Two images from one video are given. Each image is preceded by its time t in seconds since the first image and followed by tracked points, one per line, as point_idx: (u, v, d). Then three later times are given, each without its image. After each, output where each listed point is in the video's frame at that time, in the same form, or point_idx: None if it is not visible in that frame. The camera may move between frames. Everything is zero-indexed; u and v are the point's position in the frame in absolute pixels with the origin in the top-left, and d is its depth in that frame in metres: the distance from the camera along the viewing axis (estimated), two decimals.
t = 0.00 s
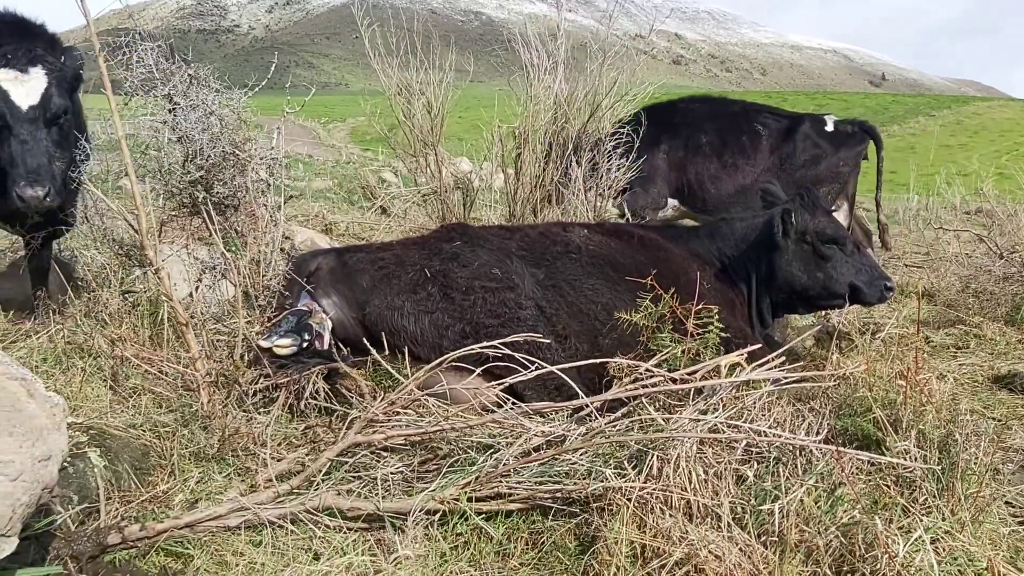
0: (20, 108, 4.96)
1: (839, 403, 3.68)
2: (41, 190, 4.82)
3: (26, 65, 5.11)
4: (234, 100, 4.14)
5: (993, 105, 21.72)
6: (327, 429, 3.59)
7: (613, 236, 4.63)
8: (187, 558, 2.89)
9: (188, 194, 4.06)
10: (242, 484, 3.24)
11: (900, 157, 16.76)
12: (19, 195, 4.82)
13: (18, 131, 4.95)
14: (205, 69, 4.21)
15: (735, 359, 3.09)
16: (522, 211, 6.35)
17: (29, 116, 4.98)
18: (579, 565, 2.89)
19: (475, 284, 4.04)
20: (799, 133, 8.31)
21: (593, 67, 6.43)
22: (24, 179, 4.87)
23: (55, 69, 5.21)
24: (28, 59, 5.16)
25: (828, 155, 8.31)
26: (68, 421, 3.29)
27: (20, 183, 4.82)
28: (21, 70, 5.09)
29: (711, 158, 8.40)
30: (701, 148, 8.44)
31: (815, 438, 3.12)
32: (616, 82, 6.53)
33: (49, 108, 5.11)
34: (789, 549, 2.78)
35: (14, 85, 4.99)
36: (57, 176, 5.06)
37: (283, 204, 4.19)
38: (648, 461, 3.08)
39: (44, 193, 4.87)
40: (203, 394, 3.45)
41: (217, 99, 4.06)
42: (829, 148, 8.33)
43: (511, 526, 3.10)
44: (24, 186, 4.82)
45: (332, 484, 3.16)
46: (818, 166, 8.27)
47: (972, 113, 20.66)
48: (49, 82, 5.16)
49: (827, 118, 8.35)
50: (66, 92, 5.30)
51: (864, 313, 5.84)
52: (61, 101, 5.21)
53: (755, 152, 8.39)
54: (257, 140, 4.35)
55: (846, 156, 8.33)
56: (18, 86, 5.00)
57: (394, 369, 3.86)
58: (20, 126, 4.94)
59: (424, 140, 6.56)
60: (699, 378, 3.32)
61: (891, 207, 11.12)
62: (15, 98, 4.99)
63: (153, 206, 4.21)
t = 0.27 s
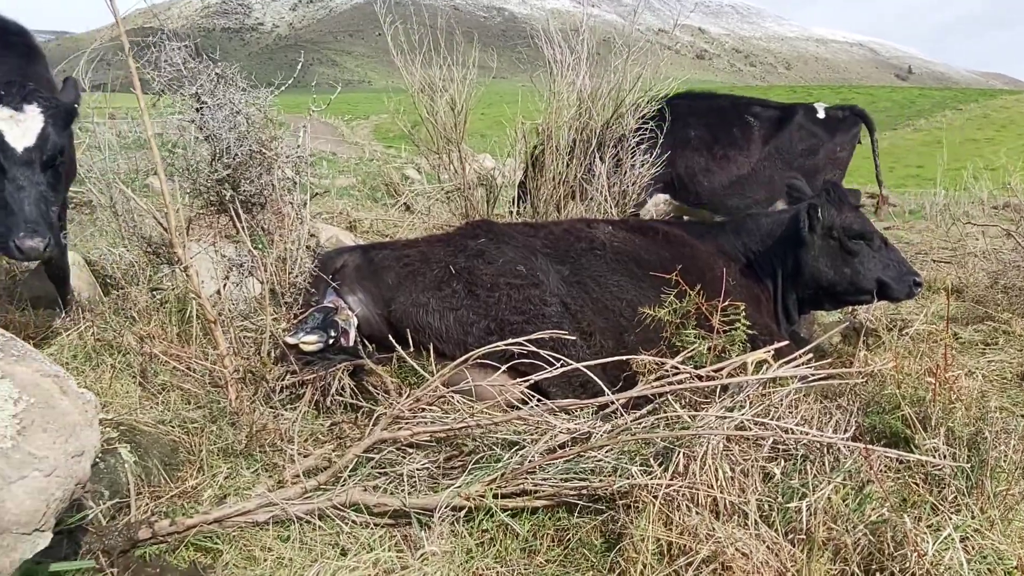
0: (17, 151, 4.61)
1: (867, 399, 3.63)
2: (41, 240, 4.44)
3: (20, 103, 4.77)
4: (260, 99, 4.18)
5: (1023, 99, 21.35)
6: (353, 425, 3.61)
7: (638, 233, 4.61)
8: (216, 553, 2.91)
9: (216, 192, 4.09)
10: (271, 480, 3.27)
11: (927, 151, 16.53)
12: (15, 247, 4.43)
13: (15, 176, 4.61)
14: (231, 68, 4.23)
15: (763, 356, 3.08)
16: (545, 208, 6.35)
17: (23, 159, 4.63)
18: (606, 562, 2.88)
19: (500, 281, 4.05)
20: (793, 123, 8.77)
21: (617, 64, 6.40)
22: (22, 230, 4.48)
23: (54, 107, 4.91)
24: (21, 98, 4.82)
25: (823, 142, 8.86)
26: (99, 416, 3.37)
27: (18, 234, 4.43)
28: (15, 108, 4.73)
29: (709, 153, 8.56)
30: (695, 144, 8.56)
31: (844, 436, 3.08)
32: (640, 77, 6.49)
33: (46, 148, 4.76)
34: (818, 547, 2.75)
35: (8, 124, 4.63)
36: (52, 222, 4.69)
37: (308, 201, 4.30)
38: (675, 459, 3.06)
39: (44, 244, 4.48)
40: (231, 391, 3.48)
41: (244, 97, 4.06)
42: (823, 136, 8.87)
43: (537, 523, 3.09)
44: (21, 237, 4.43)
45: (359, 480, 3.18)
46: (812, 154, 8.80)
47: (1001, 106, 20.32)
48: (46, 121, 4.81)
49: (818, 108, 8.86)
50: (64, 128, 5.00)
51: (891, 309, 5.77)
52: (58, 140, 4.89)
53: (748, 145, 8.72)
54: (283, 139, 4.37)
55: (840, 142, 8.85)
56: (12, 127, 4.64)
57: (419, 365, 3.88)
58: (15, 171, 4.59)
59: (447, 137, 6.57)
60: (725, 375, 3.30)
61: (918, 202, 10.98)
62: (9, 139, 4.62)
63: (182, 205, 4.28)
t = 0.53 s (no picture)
0: None
1: (887, 401, 3.61)
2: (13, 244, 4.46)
3: (5, 103, 4.79)
4: (279, 101, 4.19)
5: None
6: (371, 425, 3.62)
7: (655, 233, 4.60)
8: (237, 553, 2.93)
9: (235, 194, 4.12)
10: (291, 480, 3.28)
11: (945, 150, 16.40)
12: None
13: None
14: (250, 70, 4.25)
15: (781, 356, 3.06)
16: (561, 208, 6.35)
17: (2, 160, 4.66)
18: (625, 563, 2.88)
19: (518, 282, 4.05)
20: (777, 121, 8.92)
21: (632, 63, 6.42)
22: None
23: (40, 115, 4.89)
24: (7, 97, 4.85)
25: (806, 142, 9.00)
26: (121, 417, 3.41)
27: None
28: None
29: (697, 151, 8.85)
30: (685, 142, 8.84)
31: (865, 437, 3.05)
32: (657, 77, 6.48)
33: (28, 150, 4.79)
34: (838, 549, 2.74)
35: None
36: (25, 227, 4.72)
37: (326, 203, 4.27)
38: (694, 460, 3.05)
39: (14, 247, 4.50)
40: (251, 392, 3.50)
41: (262, 100, 4.06)
42: (806, 136, 9.00)
43: (556, 524, 3.10)
44: None
45: (378, 480, 3.19)
46: (793, 153, 8.95)
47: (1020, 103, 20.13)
48: (30, 125, 4.82)
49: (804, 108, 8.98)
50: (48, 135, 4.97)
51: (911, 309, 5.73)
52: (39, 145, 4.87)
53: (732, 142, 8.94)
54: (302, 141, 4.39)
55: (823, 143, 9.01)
56: None
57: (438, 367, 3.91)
58: None
59: (462, 137, 6.58)
60: (744, 376, 3.29)
61: (935, 201, 10.90)
62: None
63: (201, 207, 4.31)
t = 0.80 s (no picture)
0: (22, 139, 4.43)
1: (903, 406, 3.59)
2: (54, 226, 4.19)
3: (23, 89, 4.59)
4: (290, 104, 4.19)
5: None
6: (383, 430, 3.62)
7: (666, 237, 4.58)
8: (252, 559, 2.93)
9: (246, 198, 4.11)
10: (304, 485, 3.27)
11: (952, 151, 16.36)
12: (26, 234, 4.15)
13: (22, 163, 4.37)
14: (261, 74, 4.25)
15: (797, 361, 3.03)
16: (570, 211, 6.34)
17: (29, 146, 4.43)
18: (642, 569, 2.87)
19: (529, 286, 4.04)
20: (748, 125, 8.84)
21: (642, 66, 6.57)
22: (32, 216, 4.21)
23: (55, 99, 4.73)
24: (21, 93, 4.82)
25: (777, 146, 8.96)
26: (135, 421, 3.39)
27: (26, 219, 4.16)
28: (18, 94, 4.55)
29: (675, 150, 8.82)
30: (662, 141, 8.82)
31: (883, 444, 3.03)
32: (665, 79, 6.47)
33: (50, 138, 4.59)
34: (857, 556, 2.76)
35: (12, 109, 4.47)
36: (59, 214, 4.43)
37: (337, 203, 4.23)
38: (711, 466, 3.03)
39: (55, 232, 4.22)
40: (264, 397, 3.49)
41: (273, 103, 4.08)
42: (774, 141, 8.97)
43: (571, 530, 3.09)
44: (32, 223, 4.16)
45: (392, 485, 3.17)
46: (763, 157, 8.88)
47: None
48: (51, 110, 4.66)
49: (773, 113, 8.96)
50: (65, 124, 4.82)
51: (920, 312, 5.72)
52: (60, 133, 4.71)
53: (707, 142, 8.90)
54: (313, 144, 4.39)
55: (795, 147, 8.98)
56: (17, 112, 4.48)
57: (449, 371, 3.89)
58: (21, 157, 4.38)
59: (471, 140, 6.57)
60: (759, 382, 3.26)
61: (942, 203, 10.88)
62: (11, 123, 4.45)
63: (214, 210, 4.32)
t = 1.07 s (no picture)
0: (3, 130, 4.36)
1: (921, 414, 3.60)
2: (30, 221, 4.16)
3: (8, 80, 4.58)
4: (303, 109, 4.19)
5: None
6: (397, 436, 3.66)
7: (679, 241, 4.56)
8: (268, 567, 2.92)
9: (260, 203, 4.12)
10: (319, 492, 3.25)
11: (962, 151, 16.30)
12: None
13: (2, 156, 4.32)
14: (275, 78, 4.24)
15: (814, 368, 3.00)
16: (582, 214, 6.34)
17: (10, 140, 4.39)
18: None
19: (543, 291, 4.03)
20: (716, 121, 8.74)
21: (653, 68, 6.55)
22: (8, 208, 4.17)
23: (37, 93, 4.68)
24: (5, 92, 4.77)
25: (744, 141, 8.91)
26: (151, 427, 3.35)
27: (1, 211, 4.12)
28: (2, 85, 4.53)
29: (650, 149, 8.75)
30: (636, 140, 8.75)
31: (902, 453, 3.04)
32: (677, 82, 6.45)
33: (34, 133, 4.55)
34: (876, 567, 2.77)
35: None
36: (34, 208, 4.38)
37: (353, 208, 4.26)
38: (729, 475, 3.02)
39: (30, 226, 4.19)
40: (279, 403, 3.49)
41: (287, 109, 4.06)
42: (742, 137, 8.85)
43: (587, 539, 3.08)
44: (7, 216, 4.12)
45: (409, 493, 3.17)
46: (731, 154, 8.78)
47: None
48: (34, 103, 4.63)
49: (742, 107, 8.85)
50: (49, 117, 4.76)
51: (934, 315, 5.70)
52: (45, 127, 4.64)
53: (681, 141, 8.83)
54: (326, 149, 4.38)
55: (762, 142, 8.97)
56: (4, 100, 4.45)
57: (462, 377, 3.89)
58: None
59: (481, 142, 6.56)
60: (776, 389, 3.24)
61: (952, 204, 10.84)
62: None
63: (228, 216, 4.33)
